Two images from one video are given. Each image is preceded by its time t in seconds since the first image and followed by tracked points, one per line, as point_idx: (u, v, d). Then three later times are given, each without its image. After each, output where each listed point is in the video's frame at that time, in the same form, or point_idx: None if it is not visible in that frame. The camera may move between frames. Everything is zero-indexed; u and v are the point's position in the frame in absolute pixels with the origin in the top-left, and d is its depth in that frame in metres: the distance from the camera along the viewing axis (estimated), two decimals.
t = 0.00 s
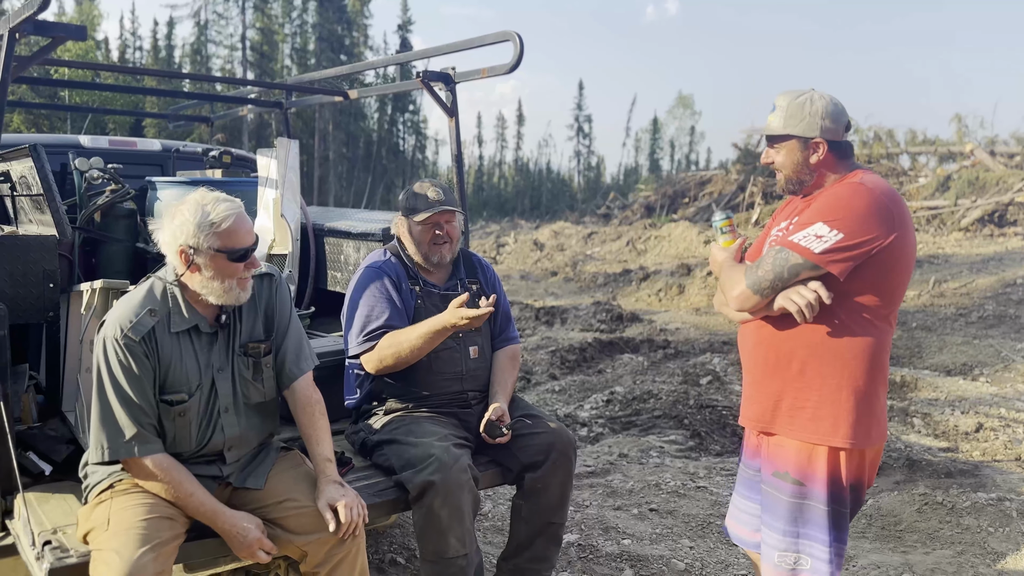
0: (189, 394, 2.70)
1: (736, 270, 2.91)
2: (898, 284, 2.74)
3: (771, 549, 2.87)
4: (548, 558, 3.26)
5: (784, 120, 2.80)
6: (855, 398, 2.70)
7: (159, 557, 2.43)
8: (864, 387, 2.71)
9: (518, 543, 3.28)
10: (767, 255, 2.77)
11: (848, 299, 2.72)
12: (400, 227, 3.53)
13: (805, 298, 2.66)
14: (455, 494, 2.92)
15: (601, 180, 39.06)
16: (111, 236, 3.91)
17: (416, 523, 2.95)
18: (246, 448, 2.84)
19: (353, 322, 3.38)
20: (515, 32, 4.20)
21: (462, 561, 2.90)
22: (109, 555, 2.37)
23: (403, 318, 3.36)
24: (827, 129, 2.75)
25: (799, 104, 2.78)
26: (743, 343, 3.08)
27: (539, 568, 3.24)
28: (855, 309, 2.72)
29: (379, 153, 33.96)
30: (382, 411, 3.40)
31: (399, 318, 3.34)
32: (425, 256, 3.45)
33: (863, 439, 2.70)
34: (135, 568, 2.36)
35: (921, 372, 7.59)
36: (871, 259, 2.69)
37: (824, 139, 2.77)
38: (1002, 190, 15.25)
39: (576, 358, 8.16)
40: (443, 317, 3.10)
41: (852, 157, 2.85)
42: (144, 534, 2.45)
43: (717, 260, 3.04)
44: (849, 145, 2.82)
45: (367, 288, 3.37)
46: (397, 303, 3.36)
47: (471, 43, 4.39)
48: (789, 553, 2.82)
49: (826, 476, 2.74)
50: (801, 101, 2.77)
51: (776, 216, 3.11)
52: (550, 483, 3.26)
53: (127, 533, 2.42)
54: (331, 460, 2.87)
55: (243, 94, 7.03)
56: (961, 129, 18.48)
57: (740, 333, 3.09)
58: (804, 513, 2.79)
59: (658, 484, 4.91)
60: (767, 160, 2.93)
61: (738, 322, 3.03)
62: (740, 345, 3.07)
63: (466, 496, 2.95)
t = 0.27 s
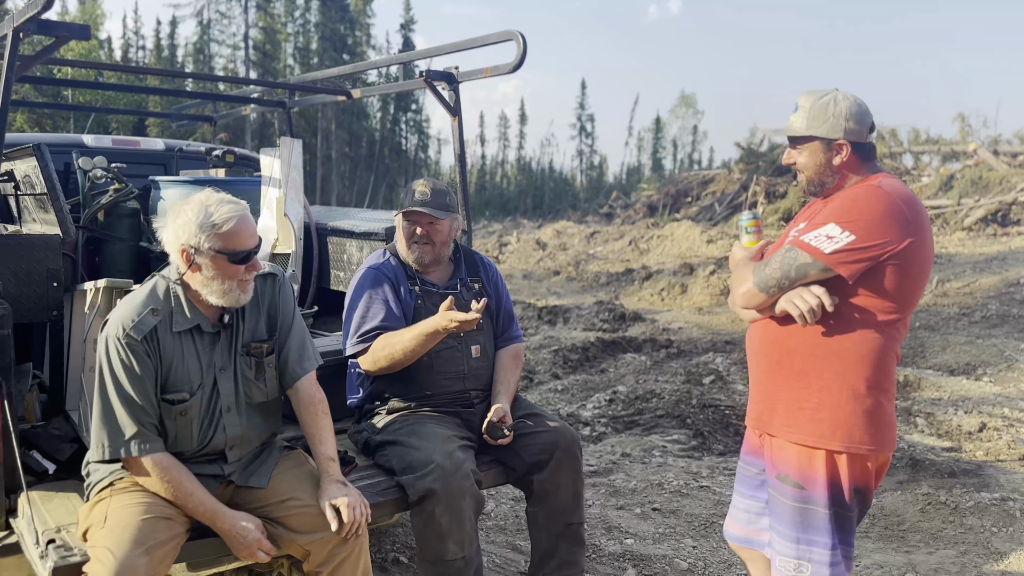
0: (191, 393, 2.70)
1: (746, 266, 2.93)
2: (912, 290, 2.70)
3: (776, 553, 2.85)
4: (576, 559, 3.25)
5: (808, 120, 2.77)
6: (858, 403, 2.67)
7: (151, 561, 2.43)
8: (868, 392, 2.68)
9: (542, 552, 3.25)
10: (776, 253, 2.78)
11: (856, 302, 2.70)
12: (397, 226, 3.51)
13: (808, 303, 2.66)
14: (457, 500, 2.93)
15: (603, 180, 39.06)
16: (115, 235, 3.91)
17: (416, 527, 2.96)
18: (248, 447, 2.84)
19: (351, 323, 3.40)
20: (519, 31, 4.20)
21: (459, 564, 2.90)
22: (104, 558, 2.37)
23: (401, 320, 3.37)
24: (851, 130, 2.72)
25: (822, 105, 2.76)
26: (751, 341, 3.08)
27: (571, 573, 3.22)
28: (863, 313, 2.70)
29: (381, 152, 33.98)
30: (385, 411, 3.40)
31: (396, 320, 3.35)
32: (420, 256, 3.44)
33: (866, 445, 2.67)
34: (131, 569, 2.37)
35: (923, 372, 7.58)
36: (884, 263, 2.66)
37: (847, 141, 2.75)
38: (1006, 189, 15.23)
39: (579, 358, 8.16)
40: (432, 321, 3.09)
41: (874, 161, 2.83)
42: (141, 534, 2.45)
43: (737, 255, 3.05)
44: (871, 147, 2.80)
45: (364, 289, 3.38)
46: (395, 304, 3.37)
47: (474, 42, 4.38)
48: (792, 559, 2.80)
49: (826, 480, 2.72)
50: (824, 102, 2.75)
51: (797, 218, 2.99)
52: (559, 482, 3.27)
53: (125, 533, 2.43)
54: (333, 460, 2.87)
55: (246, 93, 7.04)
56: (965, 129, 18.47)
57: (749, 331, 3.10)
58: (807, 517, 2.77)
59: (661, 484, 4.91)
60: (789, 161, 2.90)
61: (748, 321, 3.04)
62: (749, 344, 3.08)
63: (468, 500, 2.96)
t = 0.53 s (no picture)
0: (195, 391, 2.70)
1: (750, 262, 2.92)
2: (913, 295, 2.71)
3: (767, 550, 2.87)
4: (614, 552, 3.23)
5: (823, 120, 2.76)
6: (856, 403, 2.68)
7: (159, 555, 2.44)
8: (866, 392, 2.69)
9: (577, 554, 3.23)
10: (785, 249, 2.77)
11: (859, 304, 2.70)
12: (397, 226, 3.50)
13: (813, 298, 2.66)
14: (460, 500, 2.93)
15: (606, 179, 39.05)
16: (119, 235, 3.92)
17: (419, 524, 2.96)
18: (252, 444, 2.84)
19: (353, 323, 3.40)
20: (522, 31, 4.20)
21: (463, 563, 2.90)
22: (110, 555, 2.37)
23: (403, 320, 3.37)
24: (867, 131, 2.72)
25: (838, 106, 2.75)
26: (750, 335, 3.08)
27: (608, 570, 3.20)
28: (865, 314, 2.70)
29: (384, 151, 34.00)
30: (388, 411, 3.40)
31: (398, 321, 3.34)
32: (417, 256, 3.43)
33: (861, 444, 2.68)
34: (141, 565, 2.37)
35: (927, 372, 7.57)
36: (889, 267, 2.66)
37: (862, 142, 2.74)
38: (1009, 189, 15.21)
39: (582, 357, 8.16)
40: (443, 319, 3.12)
41: (885, 163, 2.83)
42: (148, 531, 2.46)
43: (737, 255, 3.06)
44: (884, 150, 2.80)
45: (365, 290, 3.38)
46: (396, 305, 3.37)
47: (478, 42, 4.38)
48: (782, 556, 2.81)
49: (819, 477, 2.72)
50: (840, 103, 2.74)
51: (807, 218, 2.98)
52: (574, 477, 3.27)
53: (132, 531, 2.43)
54: (336, 458, 2.88)
55: (250, 93, 7.05)
56: (968, 128, 18.44)
57: (747, 325, 3.09)
58: (800, 515, 2.78)
59: (664, 484, 4.90)
60: (802, 162, 2.89)
61: (748, 315, 3.02)
62: (747, 339, 3.08)
63: (471, 500, 2.96)
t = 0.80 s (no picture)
0: (202, 389, 2.71)
1: (751, 259, 2.90)
2: (910, 293, 2.73)
3: (756, 539, 2.90)
4: (590, 559, 3.23)
5: (822, 121, 2.76)
6: (853, 399, 2.70)
7: (176, 547, 2.45)
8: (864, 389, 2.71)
9: (555, 552, 3.25)
10: (788, 249, 2.76)
11: (857, 301, 2.72)
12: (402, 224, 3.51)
13: (815, 296, 2.65)
14: (464, 493, 2.93)
15: (609, 179, 39.05)
16: (123, 234, 3.92)
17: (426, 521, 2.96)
18: (259, 443, 2.85)
19: (358, 323, 3.41)
20: (525, 31, 4.20)
21: (470, 559, 2.90)
22: (126, 551, 2.38)
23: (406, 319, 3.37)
24: (864, 132, 2.72)
25: (836, 106, 2.75)
26: (747, 331, 3.07)
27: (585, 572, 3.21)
28: (864, 311, 2.71)
29: (387, 151, 34.03)
30: (391, 410, 3.40)
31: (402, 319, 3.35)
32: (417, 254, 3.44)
33: (857, 439, 2.71)
34: (155, 562, 2.37)
35: (930, 372, 7.55)
36: (889, 266, 2.67)
37: (860, 142, 2.74)
38: (1013, 189, 15.19)
39: (584, 357, 8.16)
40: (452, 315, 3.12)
41: (882, 164, 2.83)
42: (161, 527, 2.46)
43: (725, 259, 3.06)
44: (882, 150, 2.80)
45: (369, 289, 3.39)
46: (399, 304, 3.37)
47: (481, 42, 4.38)
48: (773, 546, 2.84)
49: (816, 472, 2.74)
50: (838, 104, 2.74)
51: (800, 214, 3.06)
52: (570, 481, 3.27)
53: (143, 528, 2.44)
54: (342, 457, 2.88)
55: (253, 92, 7.05)
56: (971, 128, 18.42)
57: (744, 320, 3.08)
58: (793, 507, 2.80)
59: (667, 484, 4.90)
60: (801, 162, 2.89)
61: (744, 310, 3.05)
62: (744, 333, 3.08)
63: (476, 493, 2.96)
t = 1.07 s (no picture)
0: (207, 389, 2.71)
1: (756, 264, 2.89)
2: (908, 294, 2.74)
3: (755, 535, 2.91)
4: (559, 556, 3.26)
5: (815, 126, 2.76)
6: (854, 399, 2.70)
7: (175, 551, 2.44)
8: (865, 389, 2.71)
9: (529, 543, 3.28)
10: (794, 253, 2.75)
11: (858, 301, 2.71)
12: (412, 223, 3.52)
13: (822, 299, 2.66)
14: (467, 495, 2.93)
15: (611, 179, 39.04)
16: (126, 234, 3.93)
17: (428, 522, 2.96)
18: (262, 443, 2.85)
19: (363, 322, 3.39)
20: (529, 30, 4.19)
21: (473, 560, 2.90)
22: (126, 551, 2.38)
23: (412, 316, 3.36)
24: (856, 135, 2.73)
25: (828, 111, 2.75)
26: (750, 332, 3.06)
27: (551, 566, 3.24)
28: (866, 311, 2.71)
29: (389, 151, 34.05)
30: (394, 409, 3.40)
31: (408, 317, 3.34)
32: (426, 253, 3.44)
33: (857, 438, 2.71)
34: (153, 563, 2.37)
35: (933, 372, 7.54)
36: (889, 266, 2.67)
37: (852, 145, 2.75)
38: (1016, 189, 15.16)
39: (587, 357, 8.15)
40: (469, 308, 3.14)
41: (874, 165, 2.84)
42: (162, 529, 2.46)
43: (724, 261, 3.06)
44: (872, 153, 2.81)
45: (375, 287, 3.39)
46: (405, 301, 3.37)
47: (484, 41, 4.38)
48: (768, 541, 2.85)
49: (816, 472, 2.73)
50: (830, 109, 2.75)
51: (793, 213, 3.13)
52: (562, 481, 3.27)
53: (145, 529, 2.44)
54: (345, 457, 2.88)
55: (255, 92, 7.06)
56: (975, 128, 18.40)
57: (747, 321, 3.07)
58: (788, 504, 2.80)
59: (670, 484, 4.90)
60: (794, 167, 2.89)
61: (745, 313, 3.05)
62: (747, 334, 3.07)
63: (478, 494, 2.96)
